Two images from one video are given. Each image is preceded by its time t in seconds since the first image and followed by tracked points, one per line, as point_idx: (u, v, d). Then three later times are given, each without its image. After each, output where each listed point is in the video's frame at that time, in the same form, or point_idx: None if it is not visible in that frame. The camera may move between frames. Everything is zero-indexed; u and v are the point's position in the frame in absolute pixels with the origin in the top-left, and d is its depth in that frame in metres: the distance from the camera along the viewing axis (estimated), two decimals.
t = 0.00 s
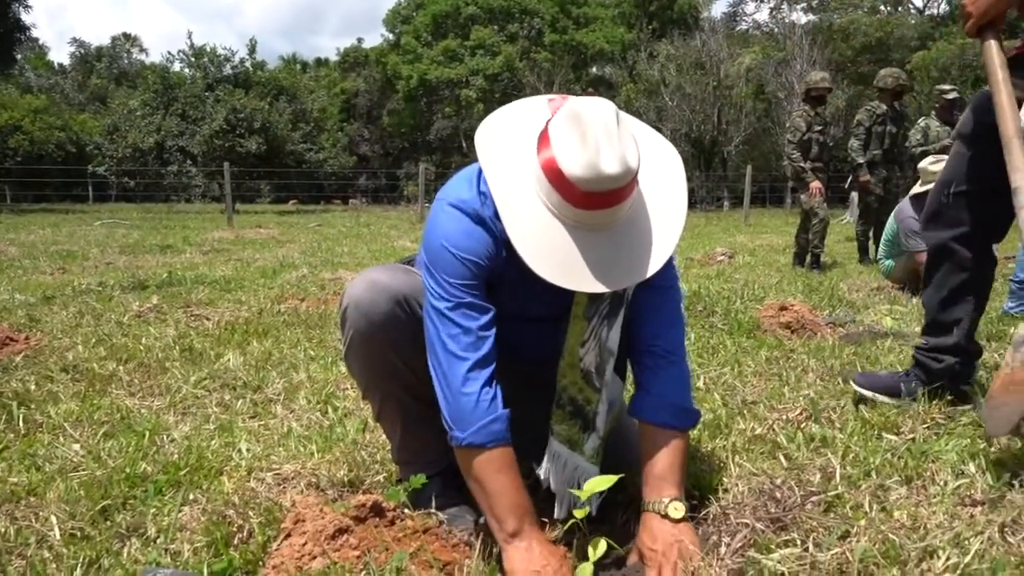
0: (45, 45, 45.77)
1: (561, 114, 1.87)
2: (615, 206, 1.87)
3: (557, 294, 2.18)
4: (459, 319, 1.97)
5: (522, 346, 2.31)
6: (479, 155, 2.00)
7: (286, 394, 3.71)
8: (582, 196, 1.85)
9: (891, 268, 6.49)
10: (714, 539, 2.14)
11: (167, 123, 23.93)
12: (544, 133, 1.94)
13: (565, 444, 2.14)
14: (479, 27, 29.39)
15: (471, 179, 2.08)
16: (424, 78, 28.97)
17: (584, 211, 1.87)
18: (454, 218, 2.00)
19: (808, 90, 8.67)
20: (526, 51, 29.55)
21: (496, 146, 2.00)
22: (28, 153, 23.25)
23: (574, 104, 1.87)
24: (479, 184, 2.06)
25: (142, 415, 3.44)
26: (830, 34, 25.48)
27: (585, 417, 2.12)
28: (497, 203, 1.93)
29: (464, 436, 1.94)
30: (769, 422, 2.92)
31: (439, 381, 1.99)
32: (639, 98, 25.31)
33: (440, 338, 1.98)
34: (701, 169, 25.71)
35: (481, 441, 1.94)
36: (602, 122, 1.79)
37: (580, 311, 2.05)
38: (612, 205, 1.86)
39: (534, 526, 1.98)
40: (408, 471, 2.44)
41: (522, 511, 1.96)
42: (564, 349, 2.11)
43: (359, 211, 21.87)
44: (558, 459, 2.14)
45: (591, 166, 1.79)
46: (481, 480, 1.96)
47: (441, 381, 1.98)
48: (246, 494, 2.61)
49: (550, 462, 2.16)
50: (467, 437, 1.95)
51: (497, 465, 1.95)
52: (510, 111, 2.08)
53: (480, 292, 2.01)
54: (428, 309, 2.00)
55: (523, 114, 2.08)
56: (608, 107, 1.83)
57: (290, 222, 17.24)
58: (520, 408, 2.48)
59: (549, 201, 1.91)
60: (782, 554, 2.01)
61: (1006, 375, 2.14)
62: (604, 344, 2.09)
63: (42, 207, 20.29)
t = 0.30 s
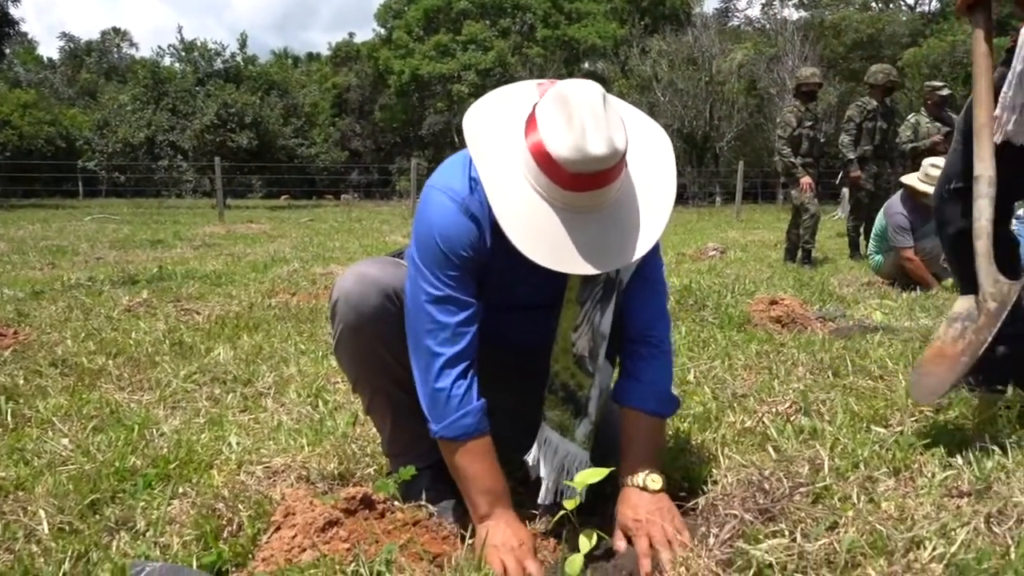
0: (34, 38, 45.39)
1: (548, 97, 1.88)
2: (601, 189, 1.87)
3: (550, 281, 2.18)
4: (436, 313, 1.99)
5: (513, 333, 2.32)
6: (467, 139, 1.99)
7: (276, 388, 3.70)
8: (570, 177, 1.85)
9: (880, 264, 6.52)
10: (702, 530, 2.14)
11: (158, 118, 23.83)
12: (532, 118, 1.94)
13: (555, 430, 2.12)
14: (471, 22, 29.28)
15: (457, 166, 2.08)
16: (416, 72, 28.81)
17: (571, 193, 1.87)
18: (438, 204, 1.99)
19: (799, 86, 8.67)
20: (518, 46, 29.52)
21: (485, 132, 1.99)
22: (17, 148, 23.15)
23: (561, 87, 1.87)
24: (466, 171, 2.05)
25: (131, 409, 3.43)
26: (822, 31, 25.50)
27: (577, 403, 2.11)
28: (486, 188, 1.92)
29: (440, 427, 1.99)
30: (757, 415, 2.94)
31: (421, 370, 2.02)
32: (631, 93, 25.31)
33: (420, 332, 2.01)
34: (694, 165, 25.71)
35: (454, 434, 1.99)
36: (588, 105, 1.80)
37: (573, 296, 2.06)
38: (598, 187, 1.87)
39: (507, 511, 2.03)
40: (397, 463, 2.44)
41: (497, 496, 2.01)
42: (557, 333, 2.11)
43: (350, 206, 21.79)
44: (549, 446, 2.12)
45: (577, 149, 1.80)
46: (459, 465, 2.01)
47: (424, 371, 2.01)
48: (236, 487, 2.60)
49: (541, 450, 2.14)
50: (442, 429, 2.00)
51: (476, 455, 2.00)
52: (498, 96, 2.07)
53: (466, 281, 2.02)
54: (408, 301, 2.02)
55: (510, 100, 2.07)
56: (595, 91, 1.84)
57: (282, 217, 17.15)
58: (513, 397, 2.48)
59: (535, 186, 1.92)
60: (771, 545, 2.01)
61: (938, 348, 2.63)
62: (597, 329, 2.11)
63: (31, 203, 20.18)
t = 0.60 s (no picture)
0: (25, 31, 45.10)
1: (532, 82, 1.88)
2: (588, 171, 1.87)
3: (539, 267, 2.18)
4: (429, 305, 2.00)
5: (505, 321, 2.33)
6: (452, 129, 1.97)
7: (268, 381, 3.70)
8: (555, 160, 1.85)
9: (873, 258, 6.54)
10: (693, 521, 2.15)
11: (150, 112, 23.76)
12: (517, 103, 1.93)
13: (553, 416, 2.11)
14: (464, 17, 29.26)
15: (445, 155, 2.07)
16: (410, 67, 28.73)
17: (560, 176, 1.87)
18: (426, 196, 1.99)
19: (792, 80, 8.69)
20: (511, 41, 29.53)
21: (470, 120, 1.98)
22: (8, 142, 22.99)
23: (545, 72, 1.87)
24: (453, 159, 2.04)
25: (123, 402, 3.42)
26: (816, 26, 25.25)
27: (573, 387, 2.12)
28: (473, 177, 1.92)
29: (445, 413, 2.02)
30: (749, 407, 2.94)
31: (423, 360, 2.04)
32: (624, 88, 25.34)
33: (417, 324, 2.04)
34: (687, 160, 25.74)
35: (460, 421, 2.02)
36: (572, 88, 1.80)
37: (566, 282, 2.06)
38: (586, 170, 1.87)
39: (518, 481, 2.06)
40: (390, 455, 2.44)
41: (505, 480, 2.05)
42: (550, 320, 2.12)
43: (344, 201, 21.75)
44: (546, 430, 2.11)
45: (562, 131, 1.79)
46: (472, 447, 2.04)
47: (425, 362, 2.03)
48: (227, 479, 2.60)
49: (538, 435, 2.13)
50: (447, 416, 2.03)
51: (482, 441, 2.04)
52: (480, 83, 2.07)
53: (460, 271, 2.02)
54: (406, 294, 2.04)
55: (494, 86, 2.07)
56: (578, 73, 1.83)
57: (275, 212, 17.11)
58: (507, 384, 2.49)
59: (524, 173, 1.92)
60: (762, 533, 2.00)
61: (876, 321, 2.75)
62: (590, 315, 2.11)
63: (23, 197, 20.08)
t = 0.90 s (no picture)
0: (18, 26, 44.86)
1: (518, 69, 1.88)
2: (574, 157, 1.87)
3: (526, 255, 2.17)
4: (421, 292, 2.01)
5: (494, 311, 2.34)
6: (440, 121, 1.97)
7: (263, 374, 3.70)
8: (540, 146, 1.85)
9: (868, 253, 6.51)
10: (688, 511, 2.15)
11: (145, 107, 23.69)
12: (504, 90, 1.93)
13: (527, 399, 2.14)
14: (460, 12, 29.31)
15: (433, 147, 2.07)
16: (405, 62, 28.67)
17: (547, 163, 1.87)
18: (416, 187, 1.99)
19: (787, 75, 8.71)
20: (507, 36, 29.56)
21: (457, 111, 1.99)
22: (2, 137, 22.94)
23: (529, 59, 1.87)
24: (441, 150, 2.04)
25: (118, 395, 3.41)
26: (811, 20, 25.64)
27: (548, 371, 2.13)
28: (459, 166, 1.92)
29: (444, 396, 2.04)
30: (744, 399, 2.95)
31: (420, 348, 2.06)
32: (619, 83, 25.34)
33: (411, 312, 2.05)
34: (682, 155, 25.74)
35: (463, 405, 2.04)
36: (557, 74, 1.80)
37: (549, 269, 2.06)
38: (573, 155, 1.87)
39: (526, 451, 2.09)
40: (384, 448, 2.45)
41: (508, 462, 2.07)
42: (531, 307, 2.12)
43: (340, 196, 21.73)
44: (521, 413, 2.14)
45: (547, 118, 1.79)
46: (478, 429, 2.07)
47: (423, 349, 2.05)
48: (222, 471, 2.60)
49: (514, 416, 2.15)
50: (448, 401, 2.04)
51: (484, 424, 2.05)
52: (466, 73, 2.06)
53: (451, 260, 2.02)
54: (401, 284, 2.04)
55: (480, 75, 2.07)
56: (563, 59, 1.83)
57: (270, 207, 17.08)
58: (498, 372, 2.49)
59: (512, 161, 1.91)
60: (756, 524, 2.01)
61: (826, 288, 3.22)
62: (571, 304, 2.11)
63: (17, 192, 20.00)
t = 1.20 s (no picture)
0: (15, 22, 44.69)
1: (512, 66, 1.88)
2: (565, 155, 1.87)
3: (519, 252, 2.16)
4: (408, 286, 2.01)
5: (488, 307, 2.33)
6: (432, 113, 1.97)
7: (260, 369, 3.70)
8: (532, 144, 1.85)
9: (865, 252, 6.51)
10: (683, 503, 2.16)
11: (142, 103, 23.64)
12: (498, 87, 1.93)
13: (529, 393, 2.11)
14: (458, 8, 29.30)
15: (426, 141, 2.07)
16: (403, 59, 28.54)
17: (538, 160, 1.87)
18: (407, 180, 1.99)
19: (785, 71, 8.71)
20: (505, 32, 29.55)
21: (451, 104, 1.98)
22: None
23: (524, 56, 1.87)
24: (434, 144, 2.04)
25: (115, 390, 3.41)
26: (809, 16, 25.47)
27: (549, 366, 2.12)
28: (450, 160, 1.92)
29: (423, 392, 2.02)
30: (741, 393, 2.95)
31: (406, 344, 2.05)
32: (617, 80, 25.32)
33: (397, 304, 2.05)
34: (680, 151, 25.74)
35: (446, 404, 2.02)
36: (549, 72, 1.80)
37: (545, 262, 2.06)
38: (564, 154, 1.87)
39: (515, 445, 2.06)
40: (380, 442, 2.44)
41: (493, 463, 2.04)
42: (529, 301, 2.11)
43: (337, 194, 21.72)
44: (521, 407, 2.11)
45: (539, 115, 1.79)
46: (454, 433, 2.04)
47: (408, 345, 2.04)
48: (219, 465, 2.61)
49: (512, 411, 2.13)
50: (431, 400, 2.02)
51: (467, 424, 2.03)
52: (462, 68, 2.07)
53: (440, 255, 2.02)
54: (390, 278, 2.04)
55: (475, 70, 2.07)
56: (557, 57, 1.84)
57: (267, 204, 17.05)
58: (491, 370, 2.48)
59: (503, 158, 1.92)
60: (751, 515, 2.01)
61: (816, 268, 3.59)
62: (569, 297, 2.11)
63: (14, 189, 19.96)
